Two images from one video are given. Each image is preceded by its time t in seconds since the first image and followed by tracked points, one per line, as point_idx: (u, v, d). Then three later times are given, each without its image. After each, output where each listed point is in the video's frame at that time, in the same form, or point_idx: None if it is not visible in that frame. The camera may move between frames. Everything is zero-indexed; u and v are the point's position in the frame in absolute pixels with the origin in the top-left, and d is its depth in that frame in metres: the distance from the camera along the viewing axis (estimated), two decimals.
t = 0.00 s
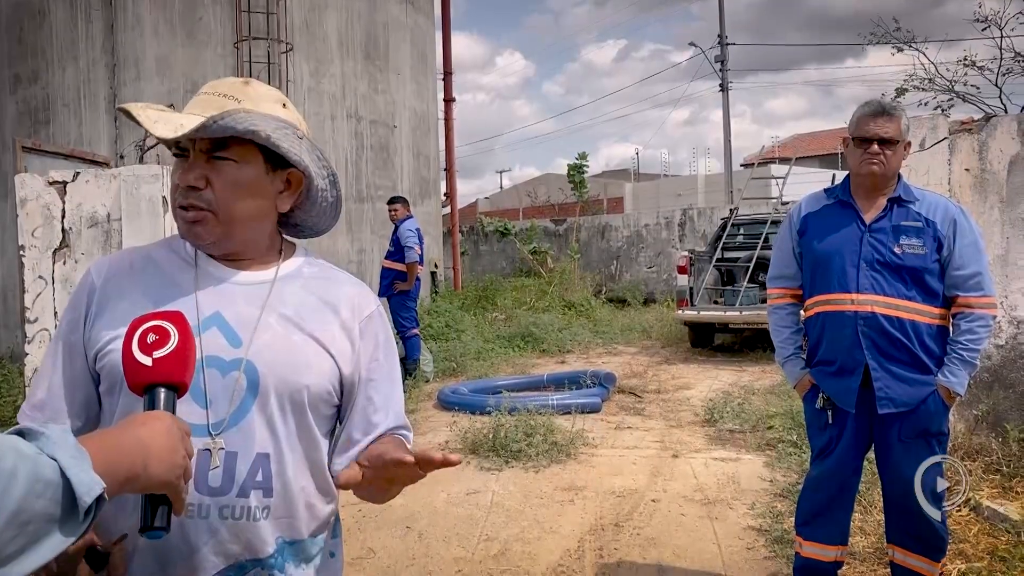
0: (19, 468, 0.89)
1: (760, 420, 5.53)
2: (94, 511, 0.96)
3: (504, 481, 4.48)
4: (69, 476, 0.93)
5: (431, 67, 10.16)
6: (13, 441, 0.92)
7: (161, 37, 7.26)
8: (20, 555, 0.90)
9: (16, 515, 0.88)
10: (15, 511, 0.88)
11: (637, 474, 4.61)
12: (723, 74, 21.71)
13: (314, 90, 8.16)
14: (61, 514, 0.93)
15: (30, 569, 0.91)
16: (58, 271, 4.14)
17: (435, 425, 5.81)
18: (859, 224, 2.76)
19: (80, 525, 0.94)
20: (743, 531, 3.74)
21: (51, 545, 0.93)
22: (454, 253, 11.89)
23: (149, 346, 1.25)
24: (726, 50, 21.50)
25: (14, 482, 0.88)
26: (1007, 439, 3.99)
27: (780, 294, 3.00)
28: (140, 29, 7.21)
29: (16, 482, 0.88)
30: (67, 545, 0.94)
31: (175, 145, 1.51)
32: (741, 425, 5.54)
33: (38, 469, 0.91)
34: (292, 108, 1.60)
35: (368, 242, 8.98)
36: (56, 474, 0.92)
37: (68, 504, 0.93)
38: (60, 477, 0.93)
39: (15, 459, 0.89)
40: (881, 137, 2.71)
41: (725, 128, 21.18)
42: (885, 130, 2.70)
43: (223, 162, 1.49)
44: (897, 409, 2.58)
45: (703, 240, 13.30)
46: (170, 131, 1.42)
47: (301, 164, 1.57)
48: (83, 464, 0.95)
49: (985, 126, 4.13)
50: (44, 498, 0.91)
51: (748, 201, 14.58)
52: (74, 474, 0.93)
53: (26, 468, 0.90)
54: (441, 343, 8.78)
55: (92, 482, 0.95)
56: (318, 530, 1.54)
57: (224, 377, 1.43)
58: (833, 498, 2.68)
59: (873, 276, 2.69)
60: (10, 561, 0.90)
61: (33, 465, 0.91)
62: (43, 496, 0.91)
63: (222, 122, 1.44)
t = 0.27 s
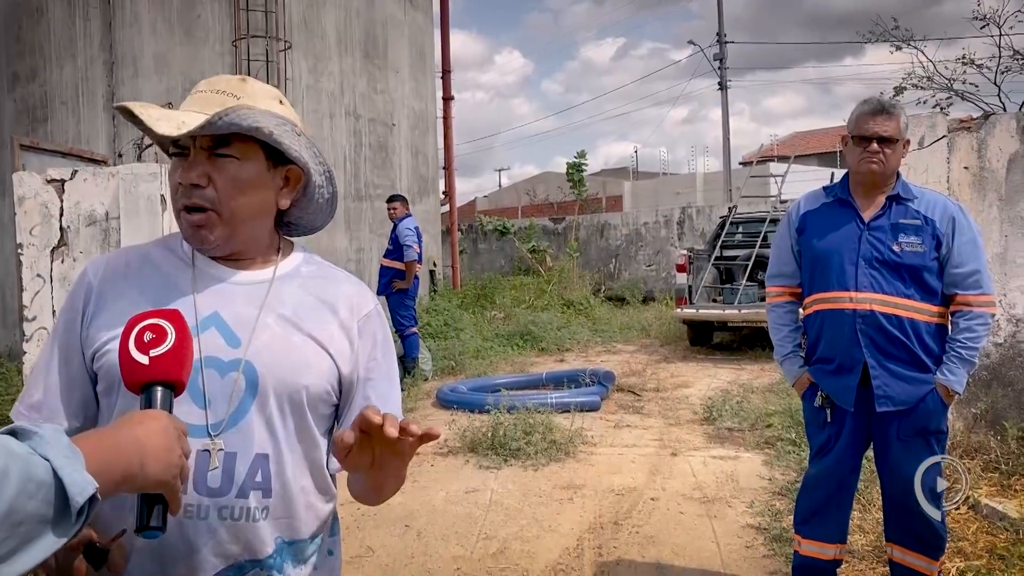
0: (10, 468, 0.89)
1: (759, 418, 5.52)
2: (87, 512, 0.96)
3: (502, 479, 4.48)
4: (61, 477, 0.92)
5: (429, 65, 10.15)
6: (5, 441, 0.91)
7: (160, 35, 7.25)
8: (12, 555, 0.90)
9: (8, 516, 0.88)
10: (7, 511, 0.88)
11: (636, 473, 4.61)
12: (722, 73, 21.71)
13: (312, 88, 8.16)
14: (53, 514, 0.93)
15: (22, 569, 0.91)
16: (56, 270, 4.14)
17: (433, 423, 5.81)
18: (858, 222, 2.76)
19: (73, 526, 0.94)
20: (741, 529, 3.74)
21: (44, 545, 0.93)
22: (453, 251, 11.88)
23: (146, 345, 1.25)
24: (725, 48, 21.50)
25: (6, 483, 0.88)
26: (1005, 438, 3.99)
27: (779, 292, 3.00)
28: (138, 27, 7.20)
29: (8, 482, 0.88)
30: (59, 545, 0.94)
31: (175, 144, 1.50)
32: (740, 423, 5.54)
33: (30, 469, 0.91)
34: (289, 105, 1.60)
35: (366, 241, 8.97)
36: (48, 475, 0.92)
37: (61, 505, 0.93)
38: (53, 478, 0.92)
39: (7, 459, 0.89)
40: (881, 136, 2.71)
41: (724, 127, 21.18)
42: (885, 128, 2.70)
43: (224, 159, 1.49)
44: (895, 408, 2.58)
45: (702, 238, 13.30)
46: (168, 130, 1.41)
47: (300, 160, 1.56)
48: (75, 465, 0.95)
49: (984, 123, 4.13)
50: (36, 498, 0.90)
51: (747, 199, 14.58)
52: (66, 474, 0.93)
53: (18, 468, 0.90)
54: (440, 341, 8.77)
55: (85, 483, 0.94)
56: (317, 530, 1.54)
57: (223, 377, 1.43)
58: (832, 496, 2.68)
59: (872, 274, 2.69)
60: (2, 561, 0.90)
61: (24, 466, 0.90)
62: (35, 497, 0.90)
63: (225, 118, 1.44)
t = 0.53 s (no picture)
0: (9, 467, 0.89)
1: (758, 416, 5.53)
2: (86, 510, 0.96)
3: (502, 477, 4.48)
4: (60, 475, 0.92)
5: (428, 63, 10.15)
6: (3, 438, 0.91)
7: (158, 33, 7.25)
8: (10, 554, 0.90)
9: (6, 514, 0.88)
10: (5, 509, 0.88)
11: (635, 470, 4.61)
12: (721, 71, 21.72)
13: (311, 86, 8.15)
14: (52, 512, 0.92)
15: (21, 567, 0.91)
16: (55, 268, 4.13)
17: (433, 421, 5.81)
18: (858, 220, 2.75)
19: (72, 524, 0.94)
20: (740, 527, 3.74)
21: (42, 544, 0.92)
22: (452, 249, 11.88)
23: (146, 342, 1.25)
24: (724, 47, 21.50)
25: (3, 480, 0.88)
26: (1004, 436, 4.00)
27: (778, 291, 3.00)
28: (136, 25, 7.19)
29: (6, 480, 0.88)
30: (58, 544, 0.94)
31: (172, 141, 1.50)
32: (739, 421, 5.55)
33: (28, 467, 0.90)
34: (285, 102, 1.60)
35: (365, 239, 8.96)
36: (46, 473, 0.92)
37: (59, 503, 0.93)
38: (51, 476, 0.92)
39: (5, 457, 0.89)
40: (882, 135, 2.70)
41: (723, 125, 21.18)
42: (886, 128, 2.70)
43: (222, 157, 1.48)
44: (894, 405, 2.58)
45: (701, 236, 13.30)
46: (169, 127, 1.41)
47: (297, 158, 1.56)
48: (74, 463, 0.95)
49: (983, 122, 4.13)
50: (34, 496, 0.90)
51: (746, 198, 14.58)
52: (64, 473, 0.93)
53: (16, 466, 0.89)
54: (439, 340, 8.77)
55: (83, 481, 0.94)
56: (318, 528, 1.54)
57: (223, 377, 1.43)
58: (832, 494, 2.68)
59: (872, 272, 2.69)
60: None
61: (23, 463, 0.90)
62: (33, 495, 0.90)
63: (225, 116, 1.44)
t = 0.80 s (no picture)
0: (9, 466, 0.89)
1: (757, 414, 5.52)
2: (86, 509, 0.96)
3: (501, 475, 4.48)
4: (60, 475, 0.92)
5: (427, 61, 10.13)
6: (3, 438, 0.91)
7: (157, 31, 7.23)
8: (9, 554, 0.90)
9: (5, 514, 0.88)
10: (4, 509, 0.87)
11: (635, 469, 4.61)
12: (720, 69, 21.72)
13: (310, 83, 8.14)
14: (51, 512, 0.92)
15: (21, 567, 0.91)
16: (53, 266, 4.12)
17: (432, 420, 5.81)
18: (858, 219, 2.75)
19: (72, 524, 0.94)
20: (740, 525, 3.74)
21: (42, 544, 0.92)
22: (451, 247, 11.87)
23: (147, 339, 1.24)
24: (723, 45, 21.49)
25: (4, 480, 0.87)
26: (1003, 434, 4.00)
27: (778, 289, 3.00)
28: (135, 23, 7.17)
29: (6, 480, 0.88)
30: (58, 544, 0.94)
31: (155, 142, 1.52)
32: (738, 419, 5.55)
33: (28, 466, 0.90)
34: (271, 96, 1.57)
35: (365, 237, 8.95)
36: (46, 472, 0.92)
37: (59, 503, 0.93)
38: (51, 475, 0.92)
39: (5, 458, 0.88)
40: (883, 132, 2.71)
41: (722, 123, 21.17)
42: (886, 125, 2.70)
43: (195, 155, 1.48)
44: (894, 404, 2.58)
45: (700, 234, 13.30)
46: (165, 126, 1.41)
47: (276, 153, 1.53)
48: (73, 462, 0.95)
49: (982, 120, 4.13)
50: (34, 496, 0.90)
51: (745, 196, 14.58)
52: (65, 472, 0.92)
53: (16, 465, 0.89)
54: (438, 338, 8.77)
55: (84, 480, 0.94)
56: (319, 527, 1.54)
57: (221, 378, 1.43)
58: (833, 492, 2.67)
59: (872, 271, 2.69)
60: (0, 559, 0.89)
61: (23, 463, 0.90)
62: (33, 495, 0.90)
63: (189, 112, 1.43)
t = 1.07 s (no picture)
0: (8, 465, 0.88)
1: (756, 412, 5.52)
2: (86, 508, 0.95)
3: (500, 474, 4.48)
4: (60, 474, 0.92)
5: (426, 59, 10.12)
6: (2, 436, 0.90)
7: (156, 29, 7.22)
8: (8, 553, 0.89)
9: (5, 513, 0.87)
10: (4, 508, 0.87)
11: (634, 467, 4.61)
12: (719, 67, 21.72)
13: (309, 81, 8.12)
14: (52, 511, 0.92)
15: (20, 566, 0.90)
16: (53, 264, 4.11)
17: (431, 418, 5.80)
18: (857, 216, 2.75)
19: (73, 523, 0.94)
20: (739, 523, 3.74)
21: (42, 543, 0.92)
22: (450, 245, 11.87)
23: (145, 338, 1.24)
24: (723, 43, 21.48)
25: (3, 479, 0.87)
26: (1002, 432, 4.00)
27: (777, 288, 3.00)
28: (134, 20, 7.15)
29: (5, 479, 0.87)
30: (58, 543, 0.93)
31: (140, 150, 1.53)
32: (737, 418, 5.55)
33: (27, 465, 0.90)
34: (245, 91, 1.51)
35: (364, 235, 8.94)
36: (46, 471, 0.91)
37: (58, 502, 0.92)
38: (51, 474, 0.92)
39: (5, 457, 0.88)
40: (881, 127, 2.70)
41: (722, 121, 21.17)
42: (884, 120, 2.70)
43: (163, 160, 1.46)
44: (892, 402, 2.58)
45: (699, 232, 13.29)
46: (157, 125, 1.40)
47: (241, 151, 1.47)
48: (73, 460, 0.94)
49: (982, 118, 4.12)
50: (34, 495, 0.90)
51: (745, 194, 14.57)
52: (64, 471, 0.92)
53: (15, 464, 0.89)
54: (438, 336, 8.77)
55: (84, 479, 0.94)
56: (315, 527, 1.53)
57: (207, 378, 1.44)
58: (832, 490, 2.67)
59: (871, 268, 2.68)
60: None
61: (22, 461, 0.89)
62: (32, 494, 0.90)
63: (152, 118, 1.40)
